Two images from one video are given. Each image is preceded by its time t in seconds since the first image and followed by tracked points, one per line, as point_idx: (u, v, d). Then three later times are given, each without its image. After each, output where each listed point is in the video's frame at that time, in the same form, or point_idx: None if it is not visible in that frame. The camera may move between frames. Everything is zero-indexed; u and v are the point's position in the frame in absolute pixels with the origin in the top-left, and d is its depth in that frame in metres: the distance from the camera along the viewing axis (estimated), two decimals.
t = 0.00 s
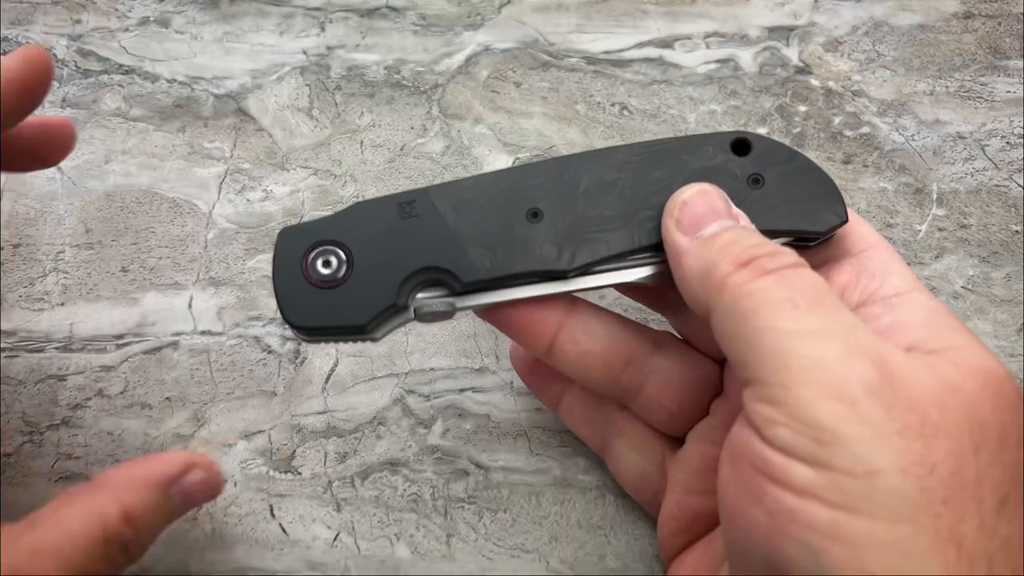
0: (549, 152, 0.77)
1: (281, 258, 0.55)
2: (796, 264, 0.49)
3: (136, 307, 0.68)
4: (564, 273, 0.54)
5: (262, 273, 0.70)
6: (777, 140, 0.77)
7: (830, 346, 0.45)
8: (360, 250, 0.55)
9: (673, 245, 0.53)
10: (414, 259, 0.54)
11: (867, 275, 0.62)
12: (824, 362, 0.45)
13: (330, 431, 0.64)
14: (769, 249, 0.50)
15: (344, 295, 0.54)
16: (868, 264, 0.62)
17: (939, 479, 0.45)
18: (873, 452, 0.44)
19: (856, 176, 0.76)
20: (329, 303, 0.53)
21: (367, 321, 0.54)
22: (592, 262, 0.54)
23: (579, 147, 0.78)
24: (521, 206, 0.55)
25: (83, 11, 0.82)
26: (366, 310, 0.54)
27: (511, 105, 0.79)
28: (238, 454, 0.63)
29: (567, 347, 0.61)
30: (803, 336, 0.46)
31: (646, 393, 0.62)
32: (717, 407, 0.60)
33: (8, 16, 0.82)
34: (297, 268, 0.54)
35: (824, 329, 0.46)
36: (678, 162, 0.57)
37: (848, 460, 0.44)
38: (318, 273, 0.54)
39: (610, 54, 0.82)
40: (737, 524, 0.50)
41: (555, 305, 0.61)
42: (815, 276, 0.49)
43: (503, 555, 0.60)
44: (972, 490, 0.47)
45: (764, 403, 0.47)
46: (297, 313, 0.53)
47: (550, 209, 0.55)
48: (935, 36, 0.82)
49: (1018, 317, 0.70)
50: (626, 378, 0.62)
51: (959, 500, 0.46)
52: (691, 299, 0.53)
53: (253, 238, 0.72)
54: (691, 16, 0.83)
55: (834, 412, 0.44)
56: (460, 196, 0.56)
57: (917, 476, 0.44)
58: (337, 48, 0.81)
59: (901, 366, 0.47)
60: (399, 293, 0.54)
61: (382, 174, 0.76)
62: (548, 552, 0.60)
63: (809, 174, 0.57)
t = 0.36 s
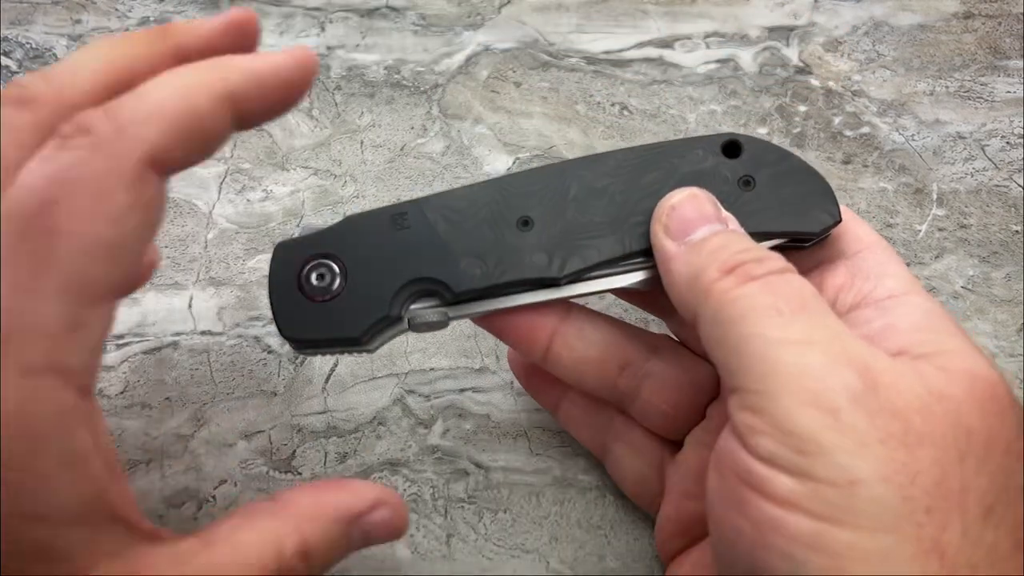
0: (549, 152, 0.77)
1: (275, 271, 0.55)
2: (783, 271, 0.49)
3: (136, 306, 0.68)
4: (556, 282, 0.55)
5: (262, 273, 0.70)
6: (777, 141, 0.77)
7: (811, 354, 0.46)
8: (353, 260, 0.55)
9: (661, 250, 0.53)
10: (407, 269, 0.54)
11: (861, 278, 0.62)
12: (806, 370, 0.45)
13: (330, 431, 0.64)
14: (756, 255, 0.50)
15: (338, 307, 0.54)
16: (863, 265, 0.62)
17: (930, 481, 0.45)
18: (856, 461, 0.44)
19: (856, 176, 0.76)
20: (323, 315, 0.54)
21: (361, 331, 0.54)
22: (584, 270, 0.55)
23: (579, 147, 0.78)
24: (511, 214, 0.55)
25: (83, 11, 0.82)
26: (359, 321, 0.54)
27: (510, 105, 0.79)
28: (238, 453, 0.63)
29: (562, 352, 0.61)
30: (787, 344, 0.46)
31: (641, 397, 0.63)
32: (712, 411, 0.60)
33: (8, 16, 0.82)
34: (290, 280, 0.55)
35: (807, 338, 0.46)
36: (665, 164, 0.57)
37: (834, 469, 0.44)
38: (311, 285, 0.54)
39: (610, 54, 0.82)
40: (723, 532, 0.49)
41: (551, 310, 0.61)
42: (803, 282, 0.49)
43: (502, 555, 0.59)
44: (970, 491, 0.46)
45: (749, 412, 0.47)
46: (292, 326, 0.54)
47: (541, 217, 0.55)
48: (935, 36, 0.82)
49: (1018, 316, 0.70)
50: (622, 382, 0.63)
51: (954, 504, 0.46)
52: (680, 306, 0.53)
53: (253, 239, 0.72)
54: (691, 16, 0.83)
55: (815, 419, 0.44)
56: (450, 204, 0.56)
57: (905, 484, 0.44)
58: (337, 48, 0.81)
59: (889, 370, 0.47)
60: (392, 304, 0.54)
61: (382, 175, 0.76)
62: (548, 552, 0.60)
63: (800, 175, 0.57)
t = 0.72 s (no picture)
0: (549, 152, 0.77)
1: (278, 266, 0.55)
2: (796, 271, 0.49)
3: (137, 307, 0.69)
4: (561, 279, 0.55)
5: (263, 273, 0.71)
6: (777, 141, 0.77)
7: (831, 354, 0.46)
8: (357, 257, 0.55)
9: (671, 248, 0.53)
10: (411, 266, 0.54)
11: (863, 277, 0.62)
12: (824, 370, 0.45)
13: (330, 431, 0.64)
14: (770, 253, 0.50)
15: (342, 304, 0.54)
16: (868, 266, 0.62)
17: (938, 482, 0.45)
18: (872, 462, 0.44)
19: (856, 176, 0.76)
20: (327, 311, 0.54)
21: (365, 328, 0.54)
22: (589, 268, 0.54)
23: (579, 147, 0.78)
24: (516, 211, 0.55)
25: (83, 11, 0.82)
26: (363, 318, 0.54)
27: (511, 105, 0.79)
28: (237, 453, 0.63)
29: (565, 352, 0.61)
30: (803, 345, 0.46)
31: (647, 396, 0.62)
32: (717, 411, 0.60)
33: (8, 16, 0.82)
34: (293, 276, 0.54)
35: (826, 339, 0.46)
36: (673, 162, 0.57)
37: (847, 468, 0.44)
38: (315, 281, 0.54)
39: (610, 54, 0.82)
40: (733, 530, 0.49)
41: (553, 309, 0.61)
42: (815, 284, 0.49)
43: (502, 556, 0.59)
44: (972, 492, 0.46)
45: (765, 411, 0.47)
46: (296, 323, 0.54)
47: (547, 214, 0.55)
48: (935, 36, 0.82)
49: (1018, 317, 0.70)
50: (626, 381, 0.62)
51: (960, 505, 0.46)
52: (688, 304, 0.53)
53: (254, 239, 0.72)
54: (691, 16, 0.83)
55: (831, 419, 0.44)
56: (455, 201, 0.56)
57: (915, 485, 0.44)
58: (337, 48, 0.81)
59: (898, 369, 0.47)
60: (397, 301, 0.54)
61: (382, 174, 0.76)
62: (548, 552, 0.60)
63: (806, 175, 0.57)
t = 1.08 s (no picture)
0: (549, 152, 0.77)
1: (259, 252, 0.54)
2: (782, 270, 0.49)
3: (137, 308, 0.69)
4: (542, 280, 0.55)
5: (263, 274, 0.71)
6: (777, 141, 0.77)
7: (825, 363, 0.46)
8: (339, 249, 0.54)
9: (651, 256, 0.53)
10: (392, 260, 0.54)
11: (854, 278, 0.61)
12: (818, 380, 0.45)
13: (329, 431, 0.64)
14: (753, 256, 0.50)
15: (320, 294, 0.53)
16: (863, 265, 0.61)
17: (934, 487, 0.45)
18: (871, 474, 0.44)
19: (856, 176, 0.76)
20: (304, 301, 0.53)
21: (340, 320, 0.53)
22: (573, 271, 0.55)
23: (580, 147, 0.78)
24: (503, 211, 0.55)
25: (83, 11, 0.82)
26: (340, 310, 0.53)
27: (511, 105, 0.79)
28: (237, 453, 0.63)
29: (560, 357, 0.61)
30: (798, 354, 0.46)
31: (643, 399, 0.62)
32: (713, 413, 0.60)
33: (8, 16, 0.82)
34: (272, 260, 0.54)
35: (821, 345, 0.46)
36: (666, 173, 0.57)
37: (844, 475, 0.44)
38: (295, 271, 0.54)
39: (610, 54, 0.82)
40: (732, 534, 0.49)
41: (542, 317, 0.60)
42: (805, 283, 0.49)
43: (502, 556, 0.59)
44: (970, 497, 0.46)
45: (762, 420, 0.47)
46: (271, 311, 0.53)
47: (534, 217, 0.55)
48: (935, 36, 0.82)
49: (1018, 317, 0.70)
50: (621, 385, 0.62)
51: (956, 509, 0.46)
52: (676, 310, 0.53)
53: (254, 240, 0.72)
54: (691, 16, 0.83)
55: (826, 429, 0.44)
56: (442, 200, 0.56)
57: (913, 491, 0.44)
58: (337, 48, 0.81)
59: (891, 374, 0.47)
60: (372, 293, 0.54)
61: (382, 174, 0.76)
62: (548, 552, 0.60)
63: (797, 187, 0.57)
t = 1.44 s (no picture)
0: (548, 152, 0.77)
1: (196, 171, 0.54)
2: (623, 342, 0.43)
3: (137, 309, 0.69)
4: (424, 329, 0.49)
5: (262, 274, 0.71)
6: (777, 142, 0.77)
7: (705, 445, 0.42)
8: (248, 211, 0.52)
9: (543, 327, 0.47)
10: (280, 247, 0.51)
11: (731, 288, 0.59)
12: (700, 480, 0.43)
13: (329, 431, 0.64)
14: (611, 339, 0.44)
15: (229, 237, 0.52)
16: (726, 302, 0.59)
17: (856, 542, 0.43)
18: (795, 547, 0.42)
19: (856, 176, 0.76)
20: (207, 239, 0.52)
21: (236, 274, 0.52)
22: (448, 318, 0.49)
23: (579, 147, 0.77)
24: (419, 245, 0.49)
25: (83, 11, 0.82)
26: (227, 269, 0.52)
27: (510, 106, 0.79)
28: (237, 453, 0.63)
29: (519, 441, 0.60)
30: (675, 446, 0.42)
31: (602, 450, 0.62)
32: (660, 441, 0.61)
33: (8, 16, 0.82)
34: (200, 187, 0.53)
35: (698, 436, 0.42)
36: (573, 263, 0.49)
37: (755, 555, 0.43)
38: (212, 210, 0.52)
39: (609, 54, 0.82)
40: None
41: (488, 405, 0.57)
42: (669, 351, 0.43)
43: (501, 556, 0.60)
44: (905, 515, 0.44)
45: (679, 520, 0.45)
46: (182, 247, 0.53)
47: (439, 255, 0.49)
48: (935, 36, 0.82)
49: (1018, 317, 0.70)
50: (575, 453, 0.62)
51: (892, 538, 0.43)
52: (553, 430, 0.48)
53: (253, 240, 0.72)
54: (691, 16, 0.83)
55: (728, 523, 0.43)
56: (366, 201, 0.51)
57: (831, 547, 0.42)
58: (336, 48, 0.81)
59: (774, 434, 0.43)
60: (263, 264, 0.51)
61: (381, 175, 0.76)
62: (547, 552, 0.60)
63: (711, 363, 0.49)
